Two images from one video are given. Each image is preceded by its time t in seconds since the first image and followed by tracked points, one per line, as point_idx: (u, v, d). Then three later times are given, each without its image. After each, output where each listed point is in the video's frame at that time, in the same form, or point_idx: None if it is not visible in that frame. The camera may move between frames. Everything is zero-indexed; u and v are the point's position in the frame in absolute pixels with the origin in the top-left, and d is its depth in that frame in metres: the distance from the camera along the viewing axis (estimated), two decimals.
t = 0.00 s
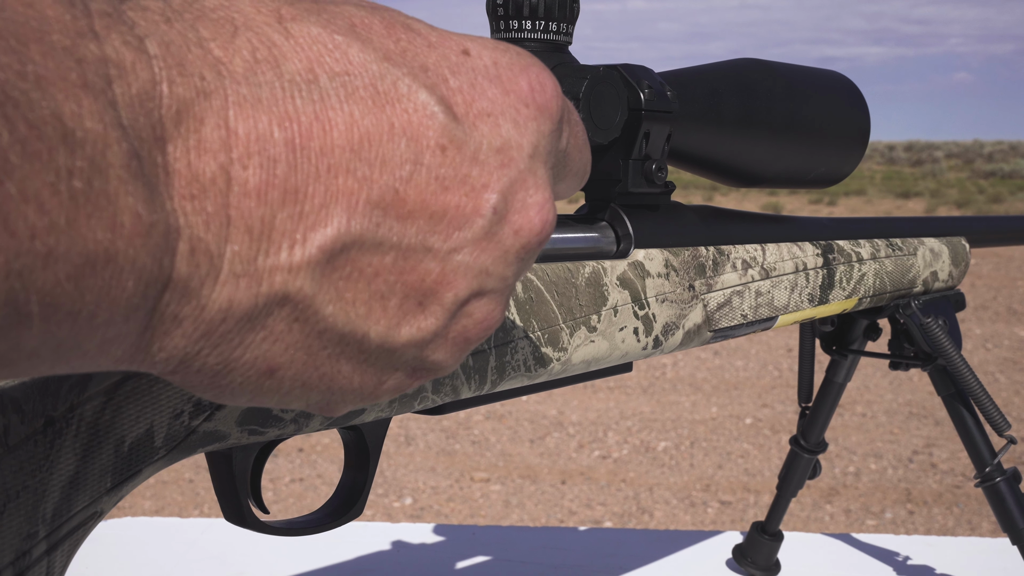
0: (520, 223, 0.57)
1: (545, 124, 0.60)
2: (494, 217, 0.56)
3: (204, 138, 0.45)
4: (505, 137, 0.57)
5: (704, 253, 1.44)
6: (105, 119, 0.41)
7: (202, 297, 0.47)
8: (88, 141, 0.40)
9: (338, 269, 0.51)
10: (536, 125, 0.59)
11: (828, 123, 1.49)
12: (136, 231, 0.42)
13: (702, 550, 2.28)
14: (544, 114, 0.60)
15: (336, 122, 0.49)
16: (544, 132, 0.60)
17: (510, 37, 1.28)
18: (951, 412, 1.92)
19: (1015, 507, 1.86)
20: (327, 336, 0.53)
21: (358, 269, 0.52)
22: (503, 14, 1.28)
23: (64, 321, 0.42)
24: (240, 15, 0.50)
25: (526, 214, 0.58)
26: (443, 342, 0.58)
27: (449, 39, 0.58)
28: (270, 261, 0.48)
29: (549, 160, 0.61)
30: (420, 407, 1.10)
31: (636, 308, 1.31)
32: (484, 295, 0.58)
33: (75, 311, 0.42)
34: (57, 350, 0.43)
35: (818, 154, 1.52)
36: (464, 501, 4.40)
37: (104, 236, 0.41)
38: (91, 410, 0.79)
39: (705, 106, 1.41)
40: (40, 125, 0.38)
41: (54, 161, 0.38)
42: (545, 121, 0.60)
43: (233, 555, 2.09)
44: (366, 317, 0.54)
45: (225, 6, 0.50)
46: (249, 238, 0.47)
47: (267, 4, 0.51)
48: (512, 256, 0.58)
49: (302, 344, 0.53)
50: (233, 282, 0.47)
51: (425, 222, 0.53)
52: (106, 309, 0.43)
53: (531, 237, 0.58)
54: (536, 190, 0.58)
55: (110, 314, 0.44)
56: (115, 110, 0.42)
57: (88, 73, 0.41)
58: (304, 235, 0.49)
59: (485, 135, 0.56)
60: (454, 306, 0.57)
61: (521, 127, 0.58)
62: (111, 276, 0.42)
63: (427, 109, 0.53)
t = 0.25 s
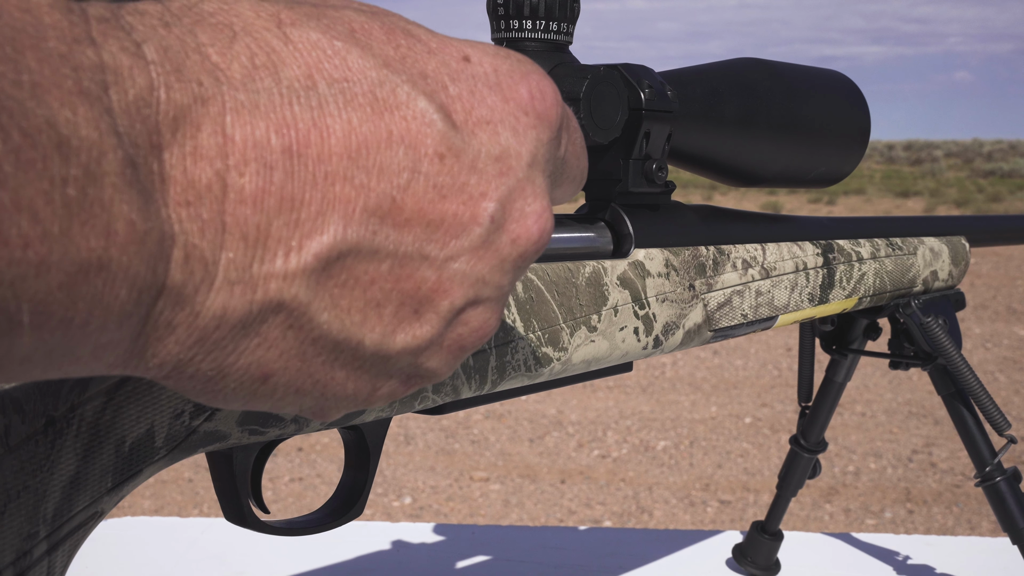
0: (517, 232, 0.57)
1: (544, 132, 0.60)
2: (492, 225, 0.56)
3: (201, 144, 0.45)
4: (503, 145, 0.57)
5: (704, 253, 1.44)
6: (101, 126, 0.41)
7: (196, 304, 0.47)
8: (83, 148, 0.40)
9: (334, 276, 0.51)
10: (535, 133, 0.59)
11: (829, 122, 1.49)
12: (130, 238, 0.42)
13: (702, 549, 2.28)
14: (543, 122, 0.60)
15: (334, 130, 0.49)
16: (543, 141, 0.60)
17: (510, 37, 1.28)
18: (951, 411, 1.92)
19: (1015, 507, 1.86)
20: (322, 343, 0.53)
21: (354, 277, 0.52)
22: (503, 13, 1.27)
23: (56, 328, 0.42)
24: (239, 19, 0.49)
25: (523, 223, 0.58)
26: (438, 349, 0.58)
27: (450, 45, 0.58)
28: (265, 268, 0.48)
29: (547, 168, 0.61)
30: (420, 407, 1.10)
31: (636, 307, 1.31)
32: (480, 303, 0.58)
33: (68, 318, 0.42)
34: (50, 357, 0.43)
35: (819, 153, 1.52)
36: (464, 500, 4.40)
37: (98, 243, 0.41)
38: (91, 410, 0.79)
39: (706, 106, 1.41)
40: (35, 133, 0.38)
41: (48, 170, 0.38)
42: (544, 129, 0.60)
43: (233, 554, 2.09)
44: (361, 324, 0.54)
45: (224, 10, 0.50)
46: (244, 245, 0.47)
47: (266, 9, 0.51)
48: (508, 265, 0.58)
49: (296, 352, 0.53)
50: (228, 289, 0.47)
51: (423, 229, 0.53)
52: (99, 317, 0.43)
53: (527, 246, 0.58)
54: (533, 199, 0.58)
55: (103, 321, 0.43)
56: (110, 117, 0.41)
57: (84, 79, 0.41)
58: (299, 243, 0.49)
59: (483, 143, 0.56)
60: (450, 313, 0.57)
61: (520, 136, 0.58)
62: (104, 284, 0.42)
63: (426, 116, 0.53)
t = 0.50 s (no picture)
0: (515, 242, 0.57)
1: (541, 141, 0.60)
2: (489, 234, 0.56)
3: (195, 152, 0.45)
4: (502, 153, 0.56)
5: (704, 252, 1.44)
6: (95, 134, 0.41)
7: (189, 312, 0.47)
8: (75, 156, 0.40)
9: (328, 285, 0.51)
10: (534, 141, 0.59)
11: (830, 122, 1.49)
12: (123, 246, 0.42)
13: (702, 549, 2.28)
14: (542, 131, 0.60)
15: (330, 139, 0.49)
16: (541, 149, 0.59)
17: (511, 37, 1.28)
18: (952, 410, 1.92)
19: (1016, 506, 1.86)
20: (315, 351, 0.53)
21: (349, 285, 0.52)
22: (504, 14, 1.27)
23: (46, 336, 0.42)
24: (237, 25, 0.49)
25: (520, 233, 0.57)
26: (432, 358, 0.58)
27: (450, 52, 0.58)
28: (259, 276, 0.48)
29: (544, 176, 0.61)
30: (420, 407, 1.10)
31: (637, 307, 1.31)
32: (476, 312, 0.58)
33: (59, 325, 0.42)
34: (41, 364, 0.43)
35: (820, 153, 1.52)
36: (464, 500, 4.40)
37: (89, 251, 0.41)
38: (92, 410, 0.78)
39: (707, 106, 1.41)
40: (27, 141, 0.38)
41: (40, 178, 0.38)
42: (543, 137, 0.60)
43: (233, 554, 2.09)
44: (355, 333, 0.53)
45: (222, 15, 0.50)
46: (238, 253, 0.47)
47: (265, 14, 0.51)
48: (504, 274, 0.58)
49: (289, 360, 0.53)
50: (221, 297, 0.47)
51: (419, 237, 0.53)
52: (90, 324, 0.43)
53: (524, 254, 0.58)
54: (530, 209, 0.58)
55: (94, 329, 0.43)
56: (105, 125, 0.41)
57: (78, 87, 0.41)
58: (294, 252, 0.48)
59: (481, 151, 0.55)
60: (446, 322, 0.56)
61: (519, 145, 0.58)
62: (95, 292, 0.42)
63: (424, 124, 0.52)
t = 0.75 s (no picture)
0: (507, 249, 0.57)
1: (535, 147, 0.60)
2: (482, 241, 0.56)
3: (184, 158, 0.44)
4: (496, 160, 0.57)
5: (704, 252, 1.44)
6: (82, 140, 0.41)
7: (177, 319, 0.47)
8: (62, 163, 0.40)
9: (319, 292, 0.51)
10: (528, 147, 0.59)
11: (830, 121, 1.49)
12: (110, 253, 0.42)
13: (702, 549, 2.28)
14: (536, 137, 0.60)
15: (322, 145, 0.49)
16: (536, 155, 0.60)
17: (511, 36, 1.28)
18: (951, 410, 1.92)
19: (1015, 506, 1.86)
20: (306, 358, 0.53)
21: (340, 292, 0.52)
22: (504, 13, 1.28)
23: (33, 344, 0.42)
24: (228, 29, 0.49)
25: (513, 240, 0.57)
26: (425, 365, 0.58)
27: (444, 55, 0.57)
28: (249, 283, 0.48)
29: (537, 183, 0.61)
30: (420, 407, 1.10)
31: (637, 307, 1.31)
32: (468, 319, 0.58)
33: (45, 333, 0.42)
34: (27, 371, 0.43)
35: (820, 152, 1.52)
36: (464, 499, 4.40)
37: (76, 259, 0.41)
38: (91, 409, 0.78)
39: (708, 105, 1.41)
40: (12, 146, 0.38)
41: (26, 184, 0.38)
42: (536, 144, 0.60)
43: (233, 554, 2.09)
44: (346, 339, 0.54)
45: (214, 19, 0.49)
46: (227, 259, 0.47)
47: (258, 18, 0.51)
48: (496, 281, 0.58)
49: (279, 366, 0.53)
50: (210, 304, 0.47)
51: (411, 244, 0.53)
52: (76, 331, 0.43)
53: (517, 262, 0.58)
54: (524, 216, 0.58)
55: (81, 336, 0.44)
56: (92, 131, 0.41)
57: (65, 92, 0.40)
58: (284, 258, 0.48)
59: (474, 158, 0.55)
60: (437, 329, 0.57)
61: (513, 151, 0.58)
62: (81, 300, 0.42)
63: (417, 130, 0.52)
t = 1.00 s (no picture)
0: (497, 252, 0.56)
1: (524, 149, 0.58)
2: (471, 244, 0.54)
3: (169, 162, 0.44)
4: (484, 162, 0.55)
5: (704, 252, 1.44)
6: (64, 145, 0.40)
7: (162, 324, 0.46)
8: (44, 166, 0.39)
9: (304, 297, 0.50)
10: (517, 149, 0.57)
11: (829, 121, 1.50)
12: (92, 257, 0.41)
13: (702, 548, 2.28)
14: (525, 139, 0.58)
15: (309, 148, 0.48)
16: (525, 157, 0.58)
17: (510, 36, 1.27)
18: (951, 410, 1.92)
19: (1015, 505, 1.86)
20: (292, 364, 0.52)
21: (327, 297, 0.51)
22: (502, 12, 1.28)
23: (15, 350, 0.41)
24: (214, 31, 0.48)
25: (503, 243, 0.56)
26: (413, 369, 0.57)
27: (433, 57, 0.56)
28: (234, 287, 0.47)
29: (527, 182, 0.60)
30: (420, 407, 1.10)
31: (636, 306, 1.31)
32: (456, 323, 0.56)
33: (26, 338, 0.41)
34: (7, 376, 0.43)
35: (819, 153, 1.52)
36: (464, 500, 4.40)
37: (58, 264, 0.40)
38: (91, 409, 0.79)
39: (707, 106, 1.41)
40: None
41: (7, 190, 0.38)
42: (525, 146, 0.58)
43: (232, 554, 2.09)
44: (333, 343, 0.52)
45: (199, 20, 0.48)
46: (212, 264, 0.46)
47: (244, 19, 0.50)
48: (486, 284, 0.56)
49: (265, 372, 0.52)
50: (195, 309, 0.47)
51: (398, 247, 0.51)
52: (58, 336, 0.42)
53: (507, 263, 0.57)
54: (513, 219, 0.57)
55: (64, 341, 0.43)
56: (76, 135, 0.41)
57: (47, 95, 0.40)
58: (269, 263, 0.47)
59: (463, 160, 0.54)
60: (425, 333, 0.55)
61: (502, 153, 0.56)
62: (63, 305, 0.41)
63: (405, 133, 0.51)
